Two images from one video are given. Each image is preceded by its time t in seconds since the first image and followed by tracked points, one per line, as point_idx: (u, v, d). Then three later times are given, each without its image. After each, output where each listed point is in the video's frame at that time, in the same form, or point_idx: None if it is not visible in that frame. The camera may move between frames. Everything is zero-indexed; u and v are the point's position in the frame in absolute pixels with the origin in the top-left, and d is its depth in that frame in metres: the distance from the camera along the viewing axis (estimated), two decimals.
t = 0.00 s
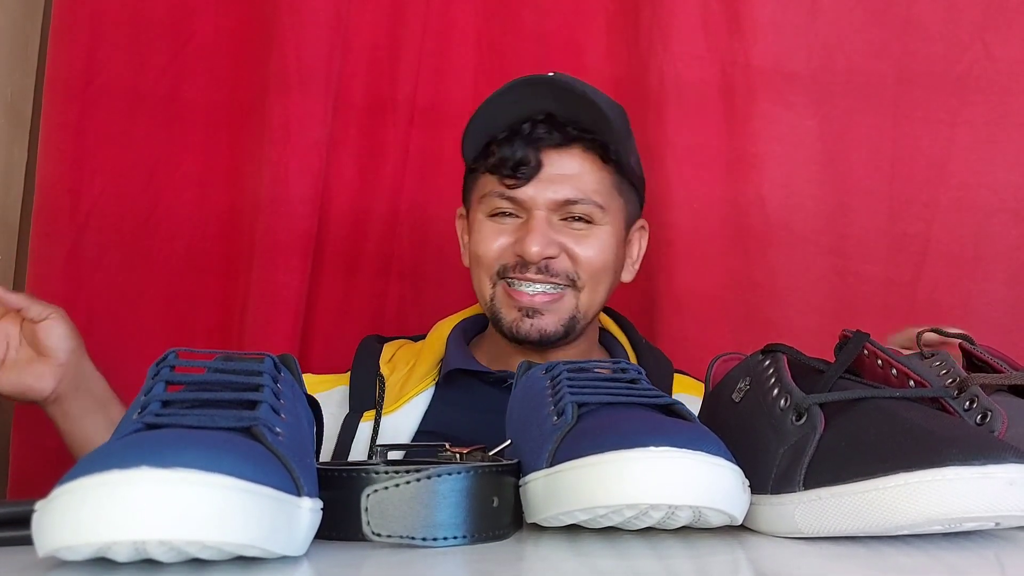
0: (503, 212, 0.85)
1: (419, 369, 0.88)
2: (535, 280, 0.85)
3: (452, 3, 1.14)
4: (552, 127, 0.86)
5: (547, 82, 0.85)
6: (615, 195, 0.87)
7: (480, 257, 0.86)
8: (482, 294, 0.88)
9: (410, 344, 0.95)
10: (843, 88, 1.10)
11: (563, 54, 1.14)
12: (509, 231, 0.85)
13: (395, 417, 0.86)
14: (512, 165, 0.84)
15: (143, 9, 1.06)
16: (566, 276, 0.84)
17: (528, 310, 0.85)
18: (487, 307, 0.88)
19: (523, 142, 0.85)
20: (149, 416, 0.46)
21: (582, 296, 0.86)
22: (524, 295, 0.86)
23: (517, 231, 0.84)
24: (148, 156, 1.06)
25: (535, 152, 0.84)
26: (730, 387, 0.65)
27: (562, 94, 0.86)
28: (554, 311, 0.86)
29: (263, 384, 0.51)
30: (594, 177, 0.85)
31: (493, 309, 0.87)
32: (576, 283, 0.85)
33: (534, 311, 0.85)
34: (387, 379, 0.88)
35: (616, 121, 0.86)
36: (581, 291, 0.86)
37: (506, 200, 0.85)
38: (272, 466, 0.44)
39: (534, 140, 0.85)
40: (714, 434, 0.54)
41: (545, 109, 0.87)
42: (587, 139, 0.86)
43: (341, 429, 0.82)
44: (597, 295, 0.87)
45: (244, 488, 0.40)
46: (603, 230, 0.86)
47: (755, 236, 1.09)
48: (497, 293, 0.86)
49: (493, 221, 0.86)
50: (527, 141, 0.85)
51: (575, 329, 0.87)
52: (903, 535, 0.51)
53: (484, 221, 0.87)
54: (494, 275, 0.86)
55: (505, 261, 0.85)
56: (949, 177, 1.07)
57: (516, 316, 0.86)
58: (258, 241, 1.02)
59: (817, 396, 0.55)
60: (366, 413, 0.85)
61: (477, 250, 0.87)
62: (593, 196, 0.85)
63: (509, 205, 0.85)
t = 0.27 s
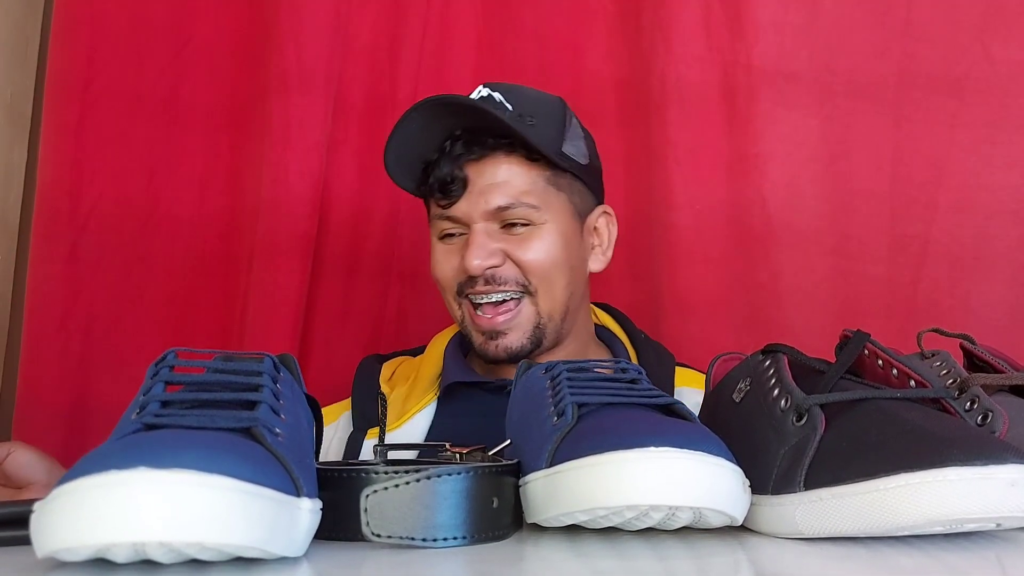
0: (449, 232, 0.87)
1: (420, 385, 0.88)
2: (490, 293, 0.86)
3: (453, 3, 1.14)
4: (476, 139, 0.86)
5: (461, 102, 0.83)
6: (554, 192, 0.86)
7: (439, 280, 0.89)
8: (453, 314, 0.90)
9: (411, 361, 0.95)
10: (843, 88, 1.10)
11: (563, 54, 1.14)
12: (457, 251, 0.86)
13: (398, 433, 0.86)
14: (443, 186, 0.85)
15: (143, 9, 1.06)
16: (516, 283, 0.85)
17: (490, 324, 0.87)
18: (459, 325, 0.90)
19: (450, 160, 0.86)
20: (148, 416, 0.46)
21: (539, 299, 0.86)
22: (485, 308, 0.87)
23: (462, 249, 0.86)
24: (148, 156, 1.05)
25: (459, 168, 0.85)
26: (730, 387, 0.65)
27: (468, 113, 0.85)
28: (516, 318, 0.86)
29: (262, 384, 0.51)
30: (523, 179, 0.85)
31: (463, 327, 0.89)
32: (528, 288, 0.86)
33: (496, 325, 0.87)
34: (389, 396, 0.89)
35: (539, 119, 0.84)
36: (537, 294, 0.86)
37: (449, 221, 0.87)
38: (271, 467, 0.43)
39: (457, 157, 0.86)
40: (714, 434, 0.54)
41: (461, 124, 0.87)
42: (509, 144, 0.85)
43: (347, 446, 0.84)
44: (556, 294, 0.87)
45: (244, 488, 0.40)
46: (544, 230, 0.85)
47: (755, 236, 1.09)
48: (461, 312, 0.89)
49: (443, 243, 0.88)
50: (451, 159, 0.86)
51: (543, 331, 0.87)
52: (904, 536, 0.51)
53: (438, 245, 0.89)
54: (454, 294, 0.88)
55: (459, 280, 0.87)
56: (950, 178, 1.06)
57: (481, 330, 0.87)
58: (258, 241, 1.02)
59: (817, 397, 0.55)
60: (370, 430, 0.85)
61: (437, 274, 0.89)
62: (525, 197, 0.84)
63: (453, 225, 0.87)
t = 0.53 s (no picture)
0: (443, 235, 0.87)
1: (416, 387, 0.88)
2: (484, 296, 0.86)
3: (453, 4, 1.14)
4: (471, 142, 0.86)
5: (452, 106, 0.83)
6: (547, 194, 0.86)
7: (433, 282, 0.88)
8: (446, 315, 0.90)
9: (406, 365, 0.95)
10: (843, 88, 1.10)
11: (563, 54, 1.14)
12: (451, 253, 0.86)
13: (393, 436, 0.85)
14: (437, 189, 0.85)
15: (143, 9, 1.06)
16: (510, 286, 0.85)
17: (483, 327, 0.87)
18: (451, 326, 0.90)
19: (445, 162, 0.86)
20: (150, 417, 0.46)
21: (532, 301, 0.87)
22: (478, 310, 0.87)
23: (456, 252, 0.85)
24: (148, 156, 1.05)
25: (453, 170, 0.85)
26: (730, 387, 0.65)
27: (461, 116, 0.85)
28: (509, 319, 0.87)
29: (263, 385, 0.51)
30: (517, 183, 0.85)
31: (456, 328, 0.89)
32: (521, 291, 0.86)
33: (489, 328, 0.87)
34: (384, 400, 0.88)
35: (533, 122, 0.84)
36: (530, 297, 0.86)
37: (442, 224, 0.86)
38: (272, 467, 0.43)
39: (450, 159, 0.86)
40: (714, 435, 0.54)
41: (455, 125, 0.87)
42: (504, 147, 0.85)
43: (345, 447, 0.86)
44: (549, 297, 0.87)
45: (245, 489, 0.40)
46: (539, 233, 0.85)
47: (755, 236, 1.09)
48: (454, 315, 0.88)
49: (436, 246, 0.88)
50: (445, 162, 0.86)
51: (536, 332, 0.88)
52: (905, 536, 0.51)
53: (430, 247, 0.88)
54: (448, 297, 0.88)
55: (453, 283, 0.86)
56: (950, 178, 1.07)
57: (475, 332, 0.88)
58: (258, 241, 1.03)
59: (817, 397, 0.55)
60: (367, 433, 0.87)
61: (430, 277, 0.89)
62: (519, 201, 0.84)
63: (446, 228, 0.86)
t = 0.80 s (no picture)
0: (519, 221, 0.83)
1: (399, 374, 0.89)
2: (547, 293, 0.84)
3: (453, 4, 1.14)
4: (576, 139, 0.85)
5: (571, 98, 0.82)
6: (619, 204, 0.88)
7: (494, 266, 0.84)
8: (490, 302, 0.86)
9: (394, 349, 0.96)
10: (843, 88, 1.10)
11: (563, 55, 1.14)
12: (528, 242, 0.83)
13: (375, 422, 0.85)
14: (538, 174, 0.82)
15: (142, 9, 1.06)
16: (574, 291, 0.84)
17: (541, 320, 0.85)
18: (495, 315, 0.86)
19: (548, 149, 0.83)
20: (150, 416, 0.46)
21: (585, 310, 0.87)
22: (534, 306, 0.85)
23: (535, 241, 0.83)
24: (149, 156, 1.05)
25: (560, 161, 0.83)
26: (730, 387, 0.65)
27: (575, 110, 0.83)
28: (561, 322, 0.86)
29: (263, 384, 0.51)
30: (608, 192, 0.86)
31: (500, 319, 0.86)
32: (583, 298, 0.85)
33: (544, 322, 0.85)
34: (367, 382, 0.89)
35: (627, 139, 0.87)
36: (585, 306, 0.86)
37: (525, 209, 0.83)
38: (273, 467, 0.44)
39: (562, 150, 0.84)
40: (713, 434, 0.54)
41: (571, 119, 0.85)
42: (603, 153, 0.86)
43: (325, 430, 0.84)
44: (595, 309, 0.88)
45: (245, 488, 0.40)
46: (611, 242, 0.86)
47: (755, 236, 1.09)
48: (508, 303, 0.85)
49: (510, 230, 0.84)
50: (551, 149, 0.83)
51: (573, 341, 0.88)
52: (903, 535, 0.51)
53: (500, 228, 0.84)
54: (508, 284, 0.84)
55: (521, 272, 0.83)
56: (950, 178, 1.07)
57: (526, 327, 0.85)
58: (259, 242, 1.03)
59: (817, 396, 0.55)
60: (347, 417, 0.85)
61: (491, 259, 0.85)
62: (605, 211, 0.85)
63: (526, 214, 0.83)
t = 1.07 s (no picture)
0: (531, 229, 0.83)
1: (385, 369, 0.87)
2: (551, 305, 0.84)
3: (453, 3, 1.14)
4: (600, 154, 0.85)
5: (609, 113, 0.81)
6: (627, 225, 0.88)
7: (502, 271, 0.84)
8: (492, 307, 0.86)
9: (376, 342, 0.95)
10: (844, 88, 1.10)
11: (563, 54, 1.14)
12: (539, 251, 0.83)
13: (358, 416, 0.84)
14: (557, 185, 0.81)
15: (142, 9, 1.06)
16: (578, 307, 0.84)
17: (538, 335, 0.85)
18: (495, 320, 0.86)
19: (570, 161, 0.83)
20: (149, 417, 0.46)
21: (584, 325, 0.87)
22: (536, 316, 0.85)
23: (546, 252, 0.82)
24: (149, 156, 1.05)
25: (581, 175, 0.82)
26: (730, 387, 0.65)
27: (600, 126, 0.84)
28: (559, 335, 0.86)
29: (263, 384, 0.51)
30: (620, 211, 0.86)
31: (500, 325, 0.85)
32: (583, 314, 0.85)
33: (540, 336, 0.85)
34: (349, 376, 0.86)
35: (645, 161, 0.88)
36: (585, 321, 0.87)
37: (540, 218, 0.82)
38: (272, 467, 0.43)
39: (584, 164, 0.83)
40: (714, 434, 0.54)
41: (597, 134, 0.84)
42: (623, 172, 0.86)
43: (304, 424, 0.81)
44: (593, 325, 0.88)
45: (244, 488, 0.40)
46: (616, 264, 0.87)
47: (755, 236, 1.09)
48: (509, 312, 0.85)
49: (520, 237, 0.83)
50: (575, 162, 0.83)
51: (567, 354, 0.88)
52: (904, 536, 0.51)
53: (511, 234, 0.84)
54: (513, 292, 0.84)
55: (528, 281, 0.83)
56: (951, 178, 1.06)
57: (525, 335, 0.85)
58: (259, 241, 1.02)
59: (818, 397, 0.55)
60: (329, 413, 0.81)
61: (499, 264, 0.84)
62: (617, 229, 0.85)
63: (540, 223, 0.83)
